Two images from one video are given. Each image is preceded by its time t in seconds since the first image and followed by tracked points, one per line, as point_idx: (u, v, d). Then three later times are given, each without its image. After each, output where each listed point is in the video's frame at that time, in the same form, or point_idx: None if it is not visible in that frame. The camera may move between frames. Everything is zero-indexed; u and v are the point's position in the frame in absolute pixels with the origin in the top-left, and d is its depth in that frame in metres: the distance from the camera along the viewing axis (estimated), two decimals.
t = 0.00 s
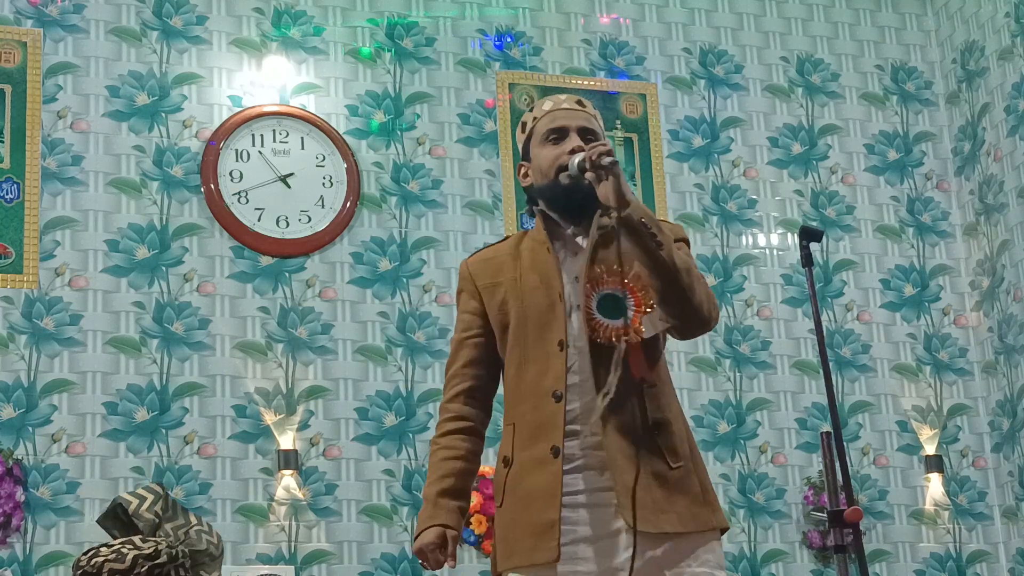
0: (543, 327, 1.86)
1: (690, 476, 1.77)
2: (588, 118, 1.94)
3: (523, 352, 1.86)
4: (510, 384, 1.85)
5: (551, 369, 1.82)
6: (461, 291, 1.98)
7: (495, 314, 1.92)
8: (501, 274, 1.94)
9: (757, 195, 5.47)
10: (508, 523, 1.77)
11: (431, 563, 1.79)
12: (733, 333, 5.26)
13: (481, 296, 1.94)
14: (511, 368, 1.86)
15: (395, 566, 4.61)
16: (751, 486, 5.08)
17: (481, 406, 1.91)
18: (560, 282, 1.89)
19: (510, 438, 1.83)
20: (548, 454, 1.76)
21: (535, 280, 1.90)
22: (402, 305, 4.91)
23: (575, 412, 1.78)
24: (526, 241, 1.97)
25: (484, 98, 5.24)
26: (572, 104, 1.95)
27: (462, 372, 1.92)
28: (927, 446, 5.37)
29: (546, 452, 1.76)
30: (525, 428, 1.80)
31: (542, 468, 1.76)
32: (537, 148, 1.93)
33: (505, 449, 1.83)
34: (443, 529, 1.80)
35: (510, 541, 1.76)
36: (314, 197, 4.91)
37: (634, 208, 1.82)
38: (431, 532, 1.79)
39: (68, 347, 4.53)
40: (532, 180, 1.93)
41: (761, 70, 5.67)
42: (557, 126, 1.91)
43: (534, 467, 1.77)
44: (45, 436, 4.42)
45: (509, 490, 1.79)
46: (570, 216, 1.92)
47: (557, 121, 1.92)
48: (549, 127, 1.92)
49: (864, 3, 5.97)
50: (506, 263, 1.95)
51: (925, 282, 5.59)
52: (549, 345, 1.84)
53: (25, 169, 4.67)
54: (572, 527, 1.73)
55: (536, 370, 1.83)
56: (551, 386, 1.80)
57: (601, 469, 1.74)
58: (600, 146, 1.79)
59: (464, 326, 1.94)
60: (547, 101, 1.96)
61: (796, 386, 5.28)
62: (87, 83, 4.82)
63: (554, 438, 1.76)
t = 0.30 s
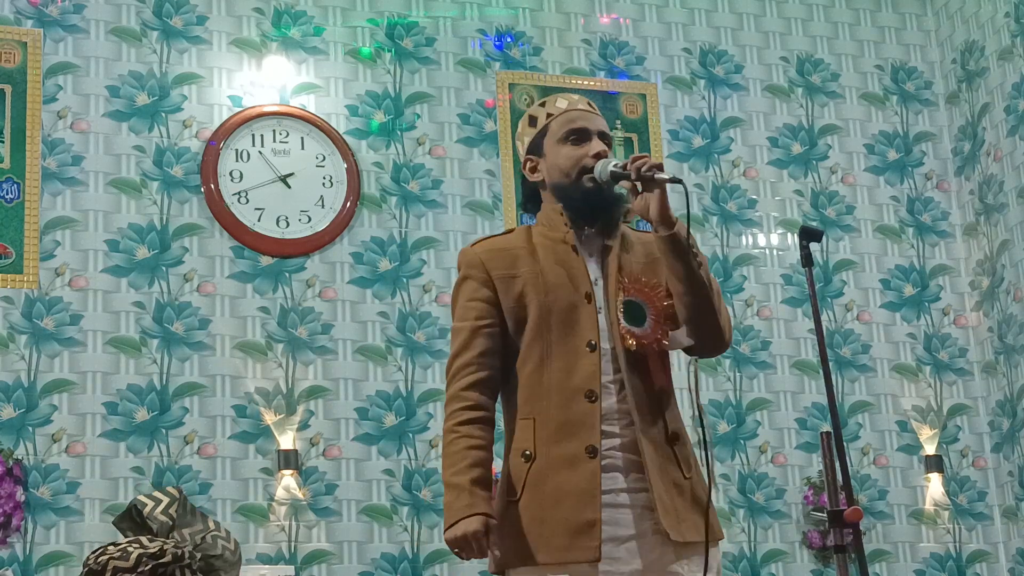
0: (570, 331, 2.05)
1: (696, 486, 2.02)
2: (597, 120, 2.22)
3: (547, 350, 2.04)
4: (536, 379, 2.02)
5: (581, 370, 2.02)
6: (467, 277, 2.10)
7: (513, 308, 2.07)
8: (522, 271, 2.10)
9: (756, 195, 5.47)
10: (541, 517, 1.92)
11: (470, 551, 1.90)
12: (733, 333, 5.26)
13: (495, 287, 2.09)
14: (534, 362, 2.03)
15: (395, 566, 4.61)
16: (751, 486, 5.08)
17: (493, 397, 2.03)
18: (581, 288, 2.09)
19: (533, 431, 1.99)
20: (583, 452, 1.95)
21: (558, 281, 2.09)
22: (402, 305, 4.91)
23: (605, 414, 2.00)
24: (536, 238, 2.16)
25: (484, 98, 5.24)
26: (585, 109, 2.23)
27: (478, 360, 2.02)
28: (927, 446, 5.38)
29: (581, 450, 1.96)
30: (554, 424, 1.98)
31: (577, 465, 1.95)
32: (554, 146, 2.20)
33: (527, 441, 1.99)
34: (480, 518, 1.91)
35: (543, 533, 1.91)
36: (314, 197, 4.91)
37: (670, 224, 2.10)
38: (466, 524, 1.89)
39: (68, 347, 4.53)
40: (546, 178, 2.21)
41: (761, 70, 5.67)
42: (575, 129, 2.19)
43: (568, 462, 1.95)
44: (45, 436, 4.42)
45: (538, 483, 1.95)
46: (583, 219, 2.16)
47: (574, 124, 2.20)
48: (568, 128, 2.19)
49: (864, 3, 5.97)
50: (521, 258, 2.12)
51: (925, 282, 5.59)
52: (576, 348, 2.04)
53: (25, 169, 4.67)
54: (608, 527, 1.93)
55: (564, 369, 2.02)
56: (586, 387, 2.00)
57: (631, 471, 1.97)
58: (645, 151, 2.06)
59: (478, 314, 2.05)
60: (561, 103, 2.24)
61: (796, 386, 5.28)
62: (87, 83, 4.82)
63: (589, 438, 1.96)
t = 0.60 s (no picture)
0: (585, 309, 1.92)
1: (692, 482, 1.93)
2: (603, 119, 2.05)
3: (560, 327, 1.90)
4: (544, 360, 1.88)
5: (593, 354, 1.89)
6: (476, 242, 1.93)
7: (524, 279, 1.92)
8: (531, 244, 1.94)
9: (757, 195, 5.47)
10: (547, 500, 1.81)
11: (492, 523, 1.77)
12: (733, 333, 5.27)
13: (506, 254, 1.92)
14: (546, 341, 1.89)
15: (395, 566, 4.61)
16: (750, 486, 5.08)
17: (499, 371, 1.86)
18: (595, 267, 1.95)
19: (541, 412, 1.86)
20: (593, 439, 1.84)
21: (571, 259, 1.94)
22: (402, 305, 4.91)
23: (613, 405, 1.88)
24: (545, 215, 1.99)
25: (484, 98, 5.24)
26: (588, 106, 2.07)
27: (488, 328, 1.85)
28: (926, 446, 5.38)
29: (591, 437, 1.84)
30: (564, 408, 1.85)
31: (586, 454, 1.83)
32: (561, 142, 2.02)
33: (535, 423, 1.85)
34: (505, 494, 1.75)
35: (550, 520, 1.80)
36: (314, 197, 4.91)
37: (687, 237, 1.97)
38: (501, 494, 1.75)
39: (68, 347, 4.53)
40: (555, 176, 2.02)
41: (761, 70, 5.67)
42: (587, 126, 2.02)
43: (577, 449, 1.83)
44: (45, 436, 4.42)
45: (543, 468, 1.83)
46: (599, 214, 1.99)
47: (582, 118, 2.03)
48: (578, 126, 2.01)
49: (864, 3, 5.97)
50: (534, 231, 1.96)
51: (925, 282, 5.59)
52: (589, 329, 1.90)
53: (25, 170, 4.67)
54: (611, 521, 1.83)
55: (576, 351, 1.88)
56: (597, 376, 1.87)
57: (640, 466, 1.86)
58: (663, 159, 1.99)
59: (488, 284, 1.88)
60: (566, 100, 2.07)
61: (796, 386, 5.28)
62: (87, 83, 4.82)
63: (599, 427, 1.84)
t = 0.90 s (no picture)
0: (589, 330, 1.91)
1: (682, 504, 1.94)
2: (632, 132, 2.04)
3: (564, 347, 1.90)
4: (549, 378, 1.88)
5: (597, 376, 1.89)
6: (482, 256, 1.92)
7: (528, 296, 1.91)
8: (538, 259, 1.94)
9: (757, 195, 5.47)
10: (546, 520, 1.80)
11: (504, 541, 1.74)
12: (733, 333, 5.27)
13: (512, 271, 1.92)
14: (549, 359, 1.89)
15: (395, 566, 4.61)
16: (750, 486, 5.08)
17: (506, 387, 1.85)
18: (600, 288, 1.95)
19: (543, 431, 1.85)
20: (596, 461, 1.83)
21: (576, 277, 1.95)
22: (403, 305, 4.91)
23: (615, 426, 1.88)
24: (551, 226, 2.00)
25: (484, 98, 5.24)
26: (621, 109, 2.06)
27: (496, 348, 1.84)
28: (926, 446, 5.38)
29: (594, 459, 1.84)
30: (566, 428, 1.85)
31: (589, 473, 1.83)
32: (587, 146, 2.01)
33: (537, 442, 1.84)
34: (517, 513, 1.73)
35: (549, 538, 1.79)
36: (314, 197, 4.91)
37: (694, 276, 2.01)
38: (508, 516, 1.73)
39: (68, 347, 4.53)
40: (573, 175, 2.03)
41: (761, 70, 5.68)
42: (615, 137, 2.01)
43: (577, 470, 1.83)
44: (45, 436, 4.42)
45: (545, 484, 1.82)
46: (605, 228, 2.01)
47: (615, 128, 2.01)
48: (608, 138, 2.00)
49: (864, 3, 5.98)
50: (542, 247, 1.96)
51: (925, 282, 5.59)
52: (593, 350, 1.90)
53: (25, 169, 4.67)
54: (611, 534, 1.83)
55: (580, 372, 1.88)
56: (600, 397, 1.87)
57: (638, 488, 1.87)
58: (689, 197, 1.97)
59: (497, 300, 1.87)
60: (601, 100, 2.04)
61: (796, 386, 5.28)
62: (87, 83, 4.82)
63: (602, 447, 1.84)
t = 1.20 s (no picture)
0: (589, 332, 1.91)
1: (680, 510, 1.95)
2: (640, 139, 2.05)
3: (565, 349, 1.89)
4: (551, 381, 1.88)
5: (599, 379, 1.88)
6: (485, 255, 1.92)
7: (531, 297, 1.91)
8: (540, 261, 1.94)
9: (757, 195, 5.47)
10: (544, 523, 1.80)
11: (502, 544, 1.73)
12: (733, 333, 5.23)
13: (515, 271, 1.92)
14: (550, 361, 1.89)
15: (395, 566, 4.61)
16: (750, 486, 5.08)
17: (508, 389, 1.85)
18: (602, 290, 1.94)
19: (544, 432, 1.85)
20: (595, 464, 1.83)
21: (578, 279, 1.94)
22: (402, 305, 4.91)
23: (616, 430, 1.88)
24: (555, 226, 2.00)
25: (484, 98, 5.24)
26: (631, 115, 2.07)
27: (498, 349, 1.84)
28: (926, 446, 5.38)
29: (593, 463, 1.83)
30: (568, 431, 1.85)
31: (588, 478, 1.82)
32: (597, 149, 2.03)
33: (536, 443, 1.84)
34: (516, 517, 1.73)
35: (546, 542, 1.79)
36: (314, 197, 4.91)
37: (698, 284, 2.01)
38: (511, 520, 1.73)
39: (68, 347, 4.53)
40: (579, 176, 2.05)
41: (761, 70, 5.68)
42: (624, 142, 2.03)
43: (576, 474, 1.83)
44: (45, 436, 4.42)
45: (545, 486, 1.82)
46: (612, 233, 2.02)
47: (626, 131, 2.03)
48: (617, 143, 2.02)
49: (864, 3, 5.98)
50: (546, 248, 1.96)
51: (925, 282, 5.59)
52: (593, 353, 1.90)
53: (25, 170, 4.67)
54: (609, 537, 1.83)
55: (580, 375, 1.88)
56: (603, 400, 1.87)
57: (636, 493, 1.88)
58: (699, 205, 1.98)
59: (500, 301, 1.87)
60: (614, 103, 2.06)
61: (796, 386, 5.28)
62: (87, 83, 4.82)
63: (603, 451, 1.84)
